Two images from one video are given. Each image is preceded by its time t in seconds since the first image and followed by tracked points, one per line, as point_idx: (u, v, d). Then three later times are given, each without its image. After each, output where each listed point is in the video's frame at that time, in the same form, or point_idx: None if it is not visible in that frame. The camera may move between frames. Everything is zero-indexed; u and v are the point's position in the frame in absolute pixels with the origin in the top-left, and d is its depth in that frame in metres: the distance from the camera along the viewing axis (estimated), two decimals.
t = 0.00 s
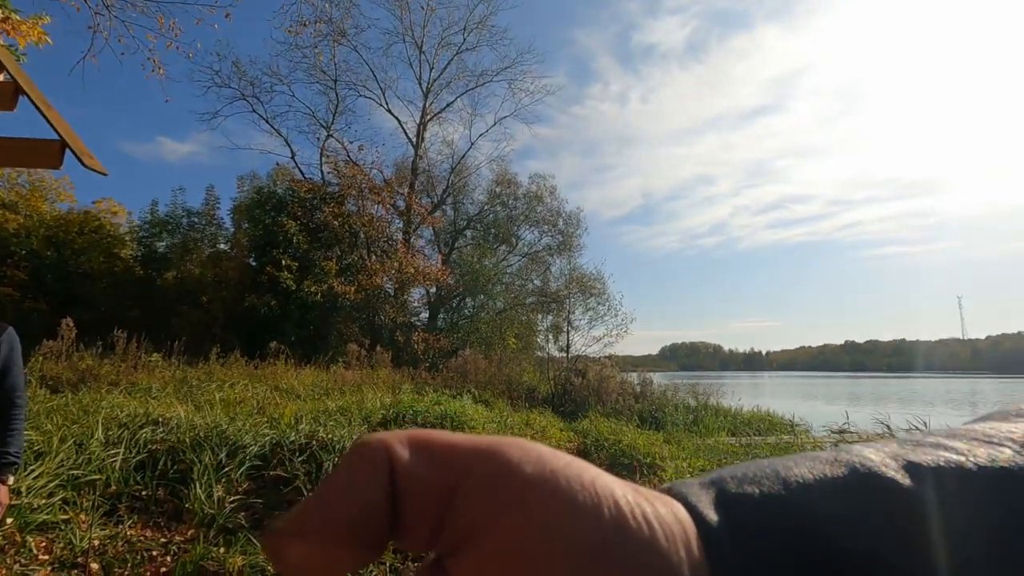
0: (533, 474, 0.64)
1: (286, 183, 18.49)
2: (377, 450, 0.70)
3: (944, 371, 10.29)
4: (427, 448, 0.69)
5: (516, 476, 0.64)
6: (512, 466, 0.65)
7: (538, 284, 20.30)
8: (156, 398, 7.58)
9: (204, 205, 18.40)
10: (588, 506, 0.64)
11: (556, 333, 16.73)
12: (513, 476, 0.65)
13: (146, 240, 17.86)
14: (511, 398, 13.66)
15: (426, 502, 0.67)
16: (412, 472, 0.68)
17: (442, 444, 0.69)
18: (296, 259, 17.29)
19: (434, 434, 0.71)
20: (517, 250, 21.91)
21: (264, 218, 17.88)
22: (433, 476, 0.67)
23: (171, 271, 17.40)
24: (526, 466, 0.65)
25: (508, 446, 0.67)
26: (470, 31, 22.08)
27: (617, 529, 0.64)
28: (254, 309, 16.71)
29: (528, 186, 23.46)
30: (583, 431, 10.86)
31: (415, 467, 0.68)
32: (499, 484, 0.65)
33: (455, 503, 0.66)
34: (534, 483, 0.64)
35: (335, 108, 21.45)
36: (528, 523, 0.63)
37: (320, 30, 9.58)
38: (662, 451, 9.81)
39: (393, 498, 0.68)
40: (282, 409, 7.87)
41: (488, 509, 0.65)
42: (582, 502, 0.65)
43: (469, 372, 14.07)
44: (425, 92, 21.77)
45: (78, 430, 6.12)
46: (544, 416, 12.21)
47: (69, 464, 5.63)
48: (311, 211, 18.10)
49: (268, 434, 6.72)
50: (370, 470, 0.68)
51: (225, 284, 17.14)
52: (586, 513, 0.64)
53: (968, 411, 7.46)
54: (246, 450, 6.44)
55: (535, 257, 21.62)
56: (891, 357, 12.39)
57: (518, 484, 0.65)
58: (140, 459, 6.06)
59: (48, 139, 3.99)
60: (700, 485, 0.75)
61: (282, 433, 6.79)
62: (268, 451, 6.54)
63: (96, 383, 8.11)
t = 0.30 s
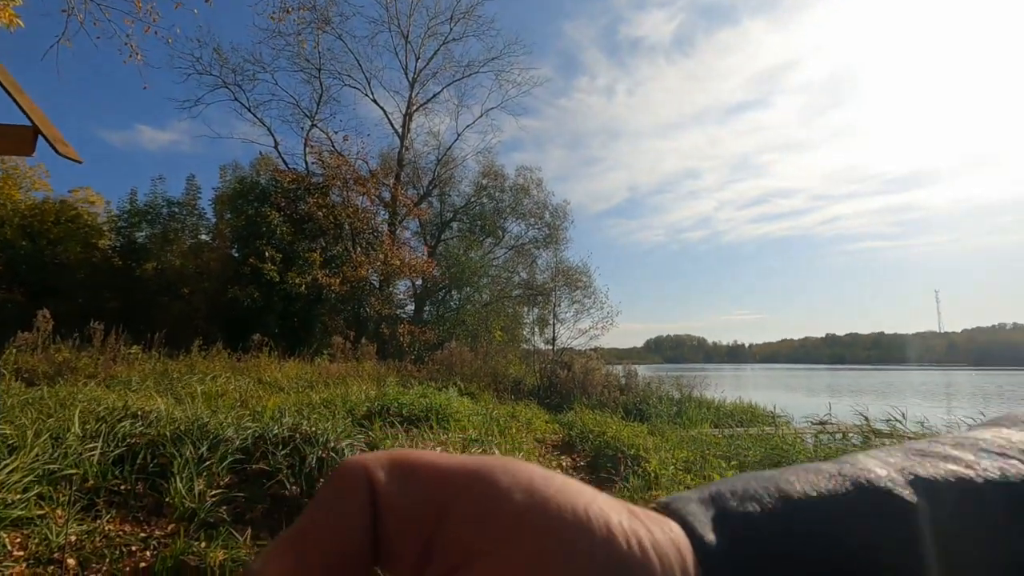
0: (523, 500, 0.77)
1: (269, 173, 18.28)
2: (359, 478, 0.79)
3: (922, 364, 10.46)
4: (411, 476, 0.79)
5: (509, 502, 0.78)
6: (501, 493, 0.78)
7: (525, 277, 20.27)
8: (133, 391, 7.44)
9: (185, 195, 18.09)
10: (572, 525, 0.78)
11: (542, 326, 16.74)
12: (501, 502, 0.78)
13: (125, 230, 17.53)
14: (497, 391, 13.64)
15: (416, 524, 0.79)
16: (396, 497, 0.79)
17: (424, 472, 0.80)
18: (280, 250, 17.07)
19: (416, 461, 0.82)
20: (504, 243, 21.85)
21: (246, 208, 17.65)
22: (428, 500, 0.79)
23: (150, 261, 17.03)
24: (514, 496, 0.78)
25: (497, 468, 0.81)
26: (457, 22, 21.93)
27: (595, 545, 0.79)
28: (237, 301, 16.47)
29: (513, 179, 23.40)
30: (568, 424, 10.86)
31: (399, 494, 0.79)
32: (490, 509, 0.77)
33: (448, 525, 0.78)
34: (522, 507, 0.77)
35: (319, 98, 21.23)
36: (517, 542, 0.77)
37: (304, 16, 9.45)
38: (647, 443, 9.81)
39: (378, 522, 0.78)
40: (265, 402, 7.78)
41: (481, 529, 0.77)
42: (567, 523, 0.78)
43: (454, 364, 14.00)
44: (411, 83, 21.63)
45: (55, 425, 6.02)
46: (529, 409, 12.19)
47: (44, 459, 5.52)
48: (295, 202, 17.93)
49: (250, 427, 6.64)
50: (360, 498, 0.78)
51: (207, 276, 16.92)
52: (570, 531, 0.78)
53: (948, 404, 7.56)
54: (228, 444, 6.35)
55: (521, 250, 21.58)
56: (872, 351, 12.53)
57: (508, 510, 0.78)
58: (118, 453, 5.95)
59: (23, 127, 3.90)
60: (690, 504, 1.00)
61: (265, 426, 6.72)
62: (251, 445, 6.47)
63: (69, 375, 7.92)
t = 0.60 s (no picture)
0: (474, 456, 1.03)
1: (260, 165, 18.20)
2: (368, 445, 1.06)
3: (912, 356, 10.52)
4: (405, 440, 1.04)
5: (464, 458, 1.03)
6: (458, 452, 1.03)
7: (517, 270, 20.28)
8: (123, 383, 7.41)
9: (175, 186, 17.96)
10: (508, 475, 1.03)
11: (534, 319, 16.79)
12: (459, 455, 1.03)
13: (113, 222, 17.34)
14: (489, 383, 13.66)
15: (405, 476, 1.03)
16: (392, 458, 1.04)
17: (413, 437, 1.05)
18: (272, 243, 16.94)
19: (406, 428, 1.07)
20: (496, 236, 21.85)
21: (237, 200, 17.52)
22: (410, 458, 1.04)
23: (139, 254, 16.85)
24: (468, 452, 1.03)
25: (460, 432, 1.06)
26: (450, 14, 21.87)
27: (527, 495, 1.01)
28: (228, 293, 16.32)
29: (506, 172, 23.38)
30: (561, 416, 10.90)
31: (394, 455, 1.04)
32: (453, 463, 1.03)
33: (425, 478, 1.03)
34: (472, 461, 1.03)
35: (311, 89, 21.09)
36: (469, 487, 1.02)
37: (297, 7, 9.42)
38: (638, 434, 9.84)
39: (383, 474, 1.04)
40: (257, 393, 7.77)
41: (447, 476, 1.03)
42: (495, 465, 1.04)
43: (447, 357, 13.99)
44: (404, 75, 21.56)
45: (46, 415, 5.99)
46: (521, 401, 12.22)
47: (35, 449, 5.49)
48: (287, 194, 17.85)
49: (243, 418, 6.62)
50: (368, 459, 1.05)
51: (197, 268, 16.83)
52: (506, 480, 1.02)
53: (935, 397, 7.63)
54: (221, 435, 6.33)
55: (514, 244, 21.58)
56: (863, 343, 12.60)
57: (464, 462, 1.03)
58: (111, 444, 5.92)
59: (11, 114, 3.85)
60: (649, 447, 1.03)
61: (257, 416, 6.70)
62: (244, 435, 6.45)
63: (59, 368, 7.88)
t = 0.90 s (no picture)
0: (504, 476, 0.78)
1: (254, 158, 18.09)
2: (372, 456, 0.81)
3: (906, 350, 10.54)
4: (416, 455, 0.80)
5: (491, 479, 0.78)
6: (484, 470, 0.78)
7: (512, 264, 20.27)
8: (116, 377, 7.36)
9: (168, 178, 17.81)
10: (544, 503, 0.78)
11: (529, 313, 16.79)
12: (485, 475, 0.78)
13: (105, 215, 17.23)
14: (484, 377, 13.65)
15: (412, 502, 0.79)
16: (402, 474, 0.79)
17: (426, 451, 0.81)
18: (265, 236, 16.85)
19: (419, 442, 0.83)
20: (491, 230, 21.79)
21: (230, 193, 17.39)
22: (422, 478, 0.79)
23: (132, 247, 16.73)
24: (495, 474, 0.78)
25: (485, 446, 0.82)
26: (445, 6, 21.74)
27: (564, 516, 0.78)
28: (221, 287, 16.27)
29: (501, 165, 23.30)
30: (556, 410, 10.90)
31: (404, 472, 0.80)
32: (474, 485, 0.78)
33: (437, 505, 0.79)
34: (502, 483, 0.78)
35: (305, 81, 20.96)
36: (493, 517, 0.76)
37: None
38: (634, 428, 9.84)
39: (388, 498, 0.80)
40: (251, 387, 7.73)
41: (466, 503, 0.78)
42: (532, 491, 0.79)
43: (442, 351, 13.96)
44: (398, 68, 21.45)
45: (38, 411, 5.94)
46: (516, 395, 12.21)
47: (26, 445, 5.43)
48: (281, 188, 17.75)
49: (237, 413, 6.57)
50: (370, 477, 0.80)
51: (190, 261, 16.70)
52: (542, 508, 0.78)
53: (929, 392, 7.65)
54: (214, 431, 6.27)
55: (509, 237, 21.55)
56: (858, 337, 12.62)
57: (490, 483, 0.78)
58: (103, 440, 5.86)
59: None
60: (694, 463, 0.87)
61: (251, 412, 6.65)
62: (237, 431, 6.39)
63: (50, 362, 7.84)
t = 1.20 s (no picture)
0: (470, 474, 0.81)
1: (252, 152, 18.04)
2: (314, 455, 0.83)
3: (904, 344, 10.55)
4: (366, 452, 0.82)
5: (458, 475, 0.81)
6: (450, 467, 0.81)
7: (511, 258, 20.25)
8: (115, 372, 7.35)
9: (166, 173, 17.74)
10: (515, 496, 0.82)
11: (529, 308, 16.80)
12: (450, 473, 0.81)
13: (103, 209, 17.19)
14: (484, 371, 13.65)
15: (367, 500, 0.82)
16: (350, 475, 0.82)
17: (379, 449, 0.83)
18: (264, 230, 16.83)
19: (370, 437, 0.85)
20: (490, 224, 21.74)
21: (229, 187, 17.32)
22: (374, 476, 0.82)
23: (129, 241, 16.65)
24: (462, 469, 0.81)
25: (448, 439, 0.84)
26: None
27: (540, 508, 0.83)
28: (220, 281, 16.26)
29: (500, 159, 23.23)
30: (555, 404, 10.91)
31: (351, 470, 0.82)
32: (435, 483, 0.81)
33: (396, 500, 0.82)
34: (470, 480, 0.81)
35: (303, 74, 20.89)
36: (460, 513, 0.80)
37: None
38: (633, 422, 9.85)
39: (333, 499, 0.82)
40: (251, 381, 7.73)
41: (427, 499, 0.81)
42: (505, 485, 0.82)
43: (441, 345, 13.95)
44: (397, 62, 21.39)
45: (37, 406, 5.94)
46: (515, 390, 12.21)
47: (24, 440, 5.43)
48: (280, 182, 17.71)
49: (235, 407, 6.56)
50: (310, 476, 0.82)
51: (188, 256, 16.62)
52: (513, 500, 0.82)
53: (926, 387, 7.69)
54: (213, 425, 6.27)
55: (508, 232, 21.50)
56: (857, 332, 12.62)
57: (456, 482, 0.81)
58: (101, 434, 5.86)
59: None
60: (688, 445, 0.97)
61: (250, 406, 6.64)
62: (236, 425, 6.37)
63: (48, 357, 7.81)
